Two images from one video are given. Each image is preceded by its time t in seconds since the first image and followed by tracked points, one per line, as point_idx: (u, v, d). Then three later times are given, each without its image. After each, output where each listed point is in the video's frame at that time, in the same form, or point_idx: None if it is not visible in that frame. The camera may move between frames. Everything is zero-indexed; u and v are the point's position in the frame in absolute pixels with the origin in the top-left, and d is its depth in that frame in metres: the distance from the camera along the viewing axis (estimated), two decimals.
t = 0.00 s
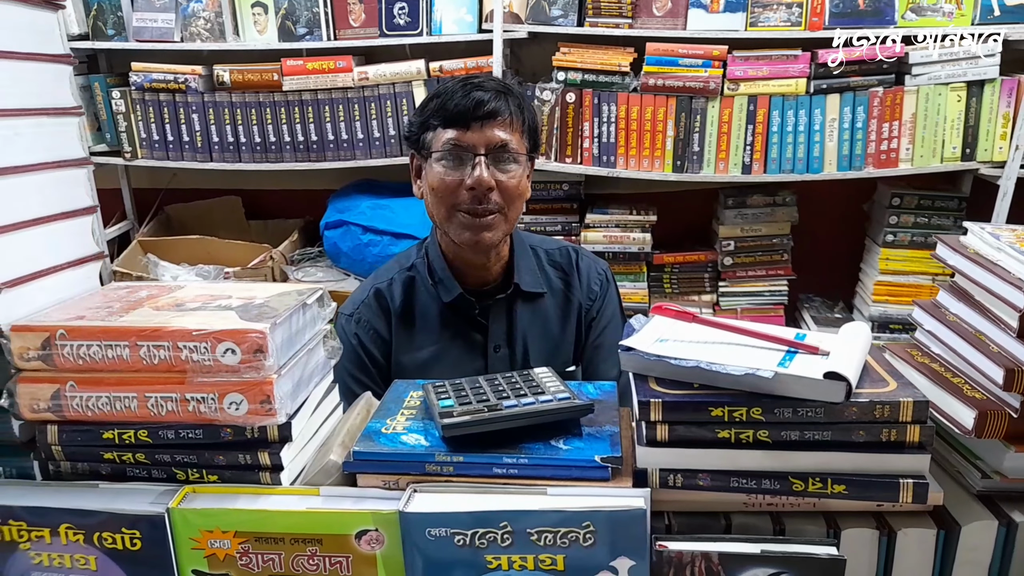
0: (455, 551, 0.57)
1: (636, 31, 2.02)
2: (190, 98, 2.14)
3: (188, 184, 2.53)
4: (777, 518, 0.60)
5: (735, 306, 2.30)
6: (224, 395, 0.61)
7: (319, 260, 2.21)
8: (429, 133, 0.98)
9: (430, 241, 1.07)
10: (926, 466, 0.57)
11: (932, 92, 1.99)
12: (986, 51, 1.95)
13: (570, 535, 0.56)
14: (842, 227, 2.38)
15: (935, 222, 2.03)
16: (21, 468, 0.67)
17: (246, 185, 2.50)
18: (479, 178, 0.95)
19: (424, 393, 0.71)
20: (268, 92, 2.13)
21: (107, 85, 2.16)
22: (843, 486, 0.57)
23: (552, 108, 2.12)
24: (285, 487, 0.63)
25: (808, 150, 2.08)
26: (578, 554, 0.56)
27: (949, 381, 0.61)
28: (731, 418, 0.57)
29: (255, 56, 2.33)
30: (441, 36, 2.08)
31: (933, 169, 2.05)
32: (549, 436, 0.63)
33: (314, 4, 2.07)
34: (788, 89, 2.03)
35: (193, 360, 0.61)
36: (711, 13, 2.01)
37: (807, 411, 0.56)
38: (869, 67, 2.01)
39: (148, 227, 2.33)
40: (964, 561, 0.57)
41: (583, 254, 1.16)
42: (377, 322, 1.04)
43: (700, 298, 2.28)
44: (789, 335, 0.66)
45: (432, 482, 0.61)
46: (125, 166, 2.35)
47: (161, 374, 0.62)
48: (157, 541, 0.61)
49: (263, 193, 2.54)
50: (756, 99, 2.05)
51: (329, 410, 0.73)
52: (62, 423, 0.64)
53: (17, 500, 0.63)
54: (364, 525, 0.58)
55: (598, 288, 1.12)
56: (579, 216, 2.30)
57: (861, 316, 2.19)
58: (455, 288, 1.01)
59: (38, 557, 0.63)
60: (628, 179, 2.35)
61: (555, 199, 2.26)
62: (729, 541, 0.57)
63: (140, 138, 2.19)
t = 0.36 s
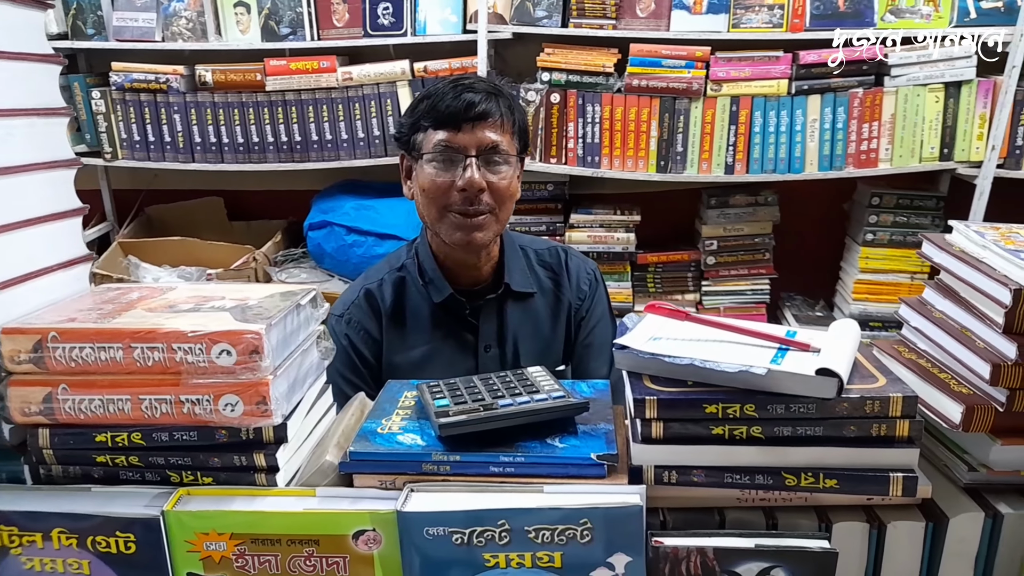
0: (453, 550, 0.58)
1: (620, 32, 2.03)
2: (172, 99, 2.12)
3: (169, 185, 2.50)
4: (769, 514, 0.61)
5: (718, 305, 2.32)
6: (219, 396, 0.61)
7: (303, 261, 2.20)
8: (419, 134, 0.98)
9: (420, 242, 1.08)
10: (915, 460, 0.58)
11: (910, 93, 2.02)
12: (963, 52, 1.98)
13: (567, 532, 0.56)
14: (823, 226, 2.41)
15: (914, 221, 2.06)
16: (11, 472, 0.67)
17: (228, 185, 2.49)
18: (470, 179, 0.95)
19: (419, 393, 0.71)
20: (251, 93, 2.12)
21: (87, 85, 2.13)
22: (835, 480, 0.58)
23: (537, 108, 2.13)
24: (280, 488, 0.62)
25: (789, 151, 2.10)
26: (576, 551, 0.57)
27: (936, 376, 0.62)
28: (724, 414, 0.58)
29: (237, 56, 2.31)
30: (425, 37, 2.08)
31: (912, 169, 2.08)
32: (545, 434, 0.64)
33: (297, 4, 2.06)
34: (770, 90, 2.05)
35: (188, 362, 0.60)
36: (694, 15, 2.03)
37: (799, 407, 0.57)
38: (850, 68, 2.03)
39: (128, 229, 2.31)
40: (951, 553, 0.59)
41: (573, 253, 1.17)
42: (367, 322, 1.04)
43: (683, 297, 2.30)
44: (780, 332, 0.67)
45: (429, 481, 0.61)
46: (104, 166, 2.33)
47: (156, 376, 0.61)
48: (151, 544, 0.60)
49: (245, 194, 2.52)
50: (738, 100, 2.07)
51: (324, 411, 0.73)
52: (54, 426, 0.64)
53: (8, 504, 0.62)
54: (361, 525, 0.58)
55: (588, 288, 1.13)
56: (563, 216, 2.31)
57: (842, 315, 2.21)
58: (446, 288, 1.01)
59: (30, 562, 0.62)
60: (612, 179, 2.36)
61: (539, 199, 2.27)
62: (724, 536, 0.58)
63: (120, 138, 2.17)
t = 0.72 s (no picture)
0: (449, 543, 0.58)
1: (597, 29, 2.05)
2: (145, 97, 2.09)
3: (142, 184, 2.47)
4: (759, 500, 0.62)
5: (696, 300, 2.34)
6: (212, 394, 0.60)
7: (281, 260, 2.18)
8: (403, 131, 0.98)
9: (405, 239, 1.08)
10: (899, 445, 0.59)
11: (882, 88, 2.06)
12: (932, 48, 2.02)
13: (562, 522, 0.57)
14: (798, 220, 2.44)
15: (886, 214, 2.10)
16: None
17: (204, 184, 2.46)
18: (455, 174, 0.96)
19: (410, 389, 0.71)
20: (226, 91, 2.10)
21: (57, 84, 2.10)
22: (822, 466, 0.59)
23: (516, 105, 2.14)
24: (274, 485, 0.62)
25: (765, 146, 2.13)
26: (571, 541, 0.57)
27: (917, 363, 0.64)
28: (714, 404, 0.59)
29: (211, 54, 2.29)
30: (402, 34, 2.07)
31: (884, 163, 2.12)
32: (537, 427, 0.64)
33: (272, 1, 2.05)
34: (745, 87, 2.08)
35: (179, 360, 0.60)
36: (670, 12, 2.05)
37: (787, 395, 0.59)
38: (822, 64, 2.06)
39: (101, 229, 2.28)
40: (935, 535, 0.60)
41: (557, 249, 1.18)
42: (354, 319, 1.04)
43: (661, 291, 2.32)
44: (766, 323, 0.68)
45: (424, 475, 0.61)
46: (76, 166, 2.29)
47: (147, 374, 0.61)
48: (145, 544, 0.60)
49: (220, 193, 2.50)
50: (714, 97, 2.10)
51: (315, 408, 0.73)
52: (43, 427, 0.63)
53: None
54: (357, 520, 0.58)
55: (572, 283, 1.14)
56: (542, 213, 2.32)
57: (816, 307, 2.25)
58: (432, 284, 1.02)
59: (20, 564, 0.62)
60: (590, 176, 2.37)
61: (518, 196, 2.28)
62: (715, 523, 0.59)
63: (93, 138, 2.14)
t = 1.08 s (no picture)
0: (437, 539, 0.58)
1: (572, 27, 2.06)
2: (115, 96, 2.06)
3: (113, 184, 2.43)
4: (741, 491, 0.63)
5: (671, 296, 2.37)
6: (196, 394, 0.60)
7: (256, 260, 2.16)
8: (384, 129, 0.98)
9: (386, 237, 1.08)
10: (877, 434, 0.61)
11: (852, 86, 2.10)
12: (900, 47, 2.06)
13: (550, 516, 0.58)
14: (771, 217, 2.48)
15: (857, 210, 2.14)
16: None
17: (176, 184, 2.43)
18: (436, 172, 0.96)
19: (395, 386, 0.71)
20: (199, 89, 2.07)
21: (24, 83, 2.06)
22: (803, 457, 0.60)
23: (492, 103, 2.14)
24: (260, 485, 0.62)
25: (738, 144, 2.16)
26: (559, 535, 0.58)
27: (893, 354, 0.65)
28: (698, 397, 0.60)
29: (183, 51, 2.26)
30: (377, 32, 2.06)
31: (854, 160, 2.16)
32: (523, 422, 0.65)
33: None
34: (718, 85, 2.11)
35: (163, 360, 0.60)
36: (644, 10, 2.07)
37: (769, 387, 0.60)
38: (795, 62, 2.09)
39: (71, 230, 2.24)
40: (912, 522, 0.61)
41: (537, 246, 1.19)
42: (335, 318, 1.04)
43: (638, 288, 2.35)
44: (746, 317, 0.69)
45: (411, 473, 0.61)
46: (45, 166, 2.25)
47: (129, 375, 0.60)
48: (129, 547, 0.59)
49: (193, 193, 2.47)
50: (688, 95, 2.12)
51: (299, 407, 0.73)
52: (23, 430, 0.62)
53: None
54: (345, 518, 0.58)
55: (552, 280, 1.14)
56: (519, 210, 2.33)
57: (789, 302, 2.29)
58: (414, 282, 1.02)
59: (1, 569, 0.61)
60: (566, 173, 2.38)
61: (495, 194, 2.28)
62: (700, 514, 0.60)
63: (61, 137, 2.10)
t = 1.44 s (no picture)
0: (410, 529, 0.58)
1: (538, 24, 2.07)
2: (74, 92, 2.02)
3: (71, 182, 2.38)
4: (708, 475, 0.65)
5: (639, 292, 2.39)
6: (163, 389, 0.59)
7: (220, 258, 2.13)
8: (352, 124, 0.98)
9: (355, 232, 1.08)
10: (839, 418, 0.62)
11: (813, 83, 2.14)
12: (859, 45, 2.11)
13: (522, 504, 0.58)
14: (735, 212, 2.51)
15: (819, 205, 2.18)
16: None
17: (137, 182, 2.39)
18: (406, 167, 0.96)
19: (366, 379, 0.71)
20: (160, 85, 2.04)
21: None
22: (768, 441, 0.62)
23: (459, 100, 2.14)
24: (230, 480, 0.61)
25: (703, 140, 2.19)
26: (531, 523, 0.58)
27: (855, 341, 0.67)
28: (666, 383, 0.61)
29: (144, 47, 2.22)
30: (343, 28, 2.06)
31: (816, 156, 2.20)
32: (495, 412, 0.65)
33: None
34: (683, 82, 2.13)
35: (129, 355, 0.58)
36: (610, 8, 2.09)
37: (735, 373, 0.61)
38: (757, 60, 2.13)
39: (28, 230, 2.19)
40: (873, 502, 0.63)
41: (507, 241, 1.19)
42: (304, 314, 1.03)
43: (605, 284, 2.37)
44: (712, 305, 0.70)
45: (382, 464, 0.61)
46: (0, 164, 2.19)
47: (94, 371, 0.59)
48: (95, 545, 0.58)
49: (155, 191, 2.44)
50: (654, 92, 2.14)
51: (268, 403, 0.72)
52: None
53: None
54: (317, 511, 0.58)
55: (523, 273, 1.15)
56: (487, 207, 2.33)
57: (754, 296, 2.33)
58: (383, 277, 1.02)
59: None
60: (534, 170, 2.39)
61: (463, 191, 2.28)
62: (669, 499, 0.61)
63: (18, 134, 2.05)
